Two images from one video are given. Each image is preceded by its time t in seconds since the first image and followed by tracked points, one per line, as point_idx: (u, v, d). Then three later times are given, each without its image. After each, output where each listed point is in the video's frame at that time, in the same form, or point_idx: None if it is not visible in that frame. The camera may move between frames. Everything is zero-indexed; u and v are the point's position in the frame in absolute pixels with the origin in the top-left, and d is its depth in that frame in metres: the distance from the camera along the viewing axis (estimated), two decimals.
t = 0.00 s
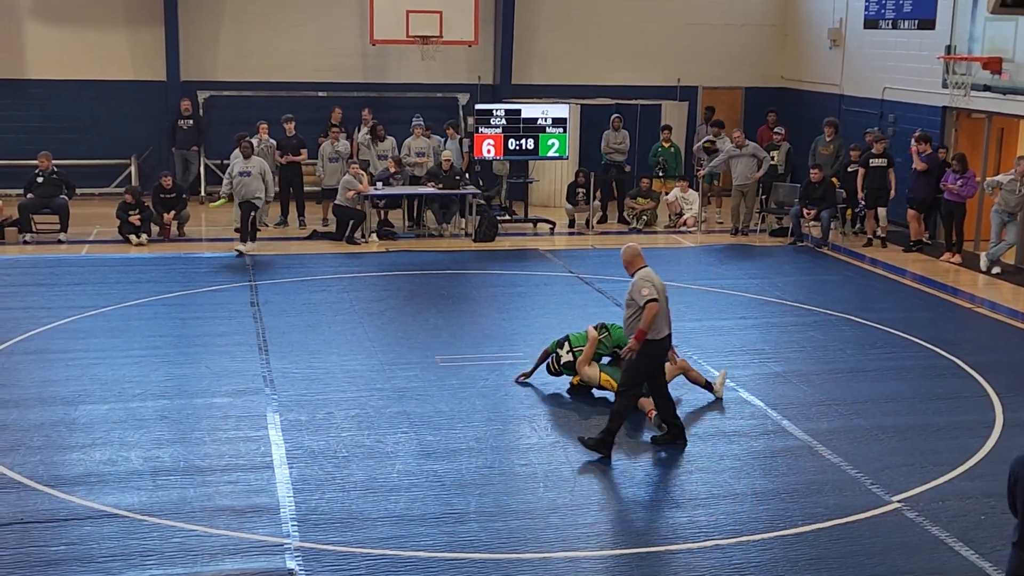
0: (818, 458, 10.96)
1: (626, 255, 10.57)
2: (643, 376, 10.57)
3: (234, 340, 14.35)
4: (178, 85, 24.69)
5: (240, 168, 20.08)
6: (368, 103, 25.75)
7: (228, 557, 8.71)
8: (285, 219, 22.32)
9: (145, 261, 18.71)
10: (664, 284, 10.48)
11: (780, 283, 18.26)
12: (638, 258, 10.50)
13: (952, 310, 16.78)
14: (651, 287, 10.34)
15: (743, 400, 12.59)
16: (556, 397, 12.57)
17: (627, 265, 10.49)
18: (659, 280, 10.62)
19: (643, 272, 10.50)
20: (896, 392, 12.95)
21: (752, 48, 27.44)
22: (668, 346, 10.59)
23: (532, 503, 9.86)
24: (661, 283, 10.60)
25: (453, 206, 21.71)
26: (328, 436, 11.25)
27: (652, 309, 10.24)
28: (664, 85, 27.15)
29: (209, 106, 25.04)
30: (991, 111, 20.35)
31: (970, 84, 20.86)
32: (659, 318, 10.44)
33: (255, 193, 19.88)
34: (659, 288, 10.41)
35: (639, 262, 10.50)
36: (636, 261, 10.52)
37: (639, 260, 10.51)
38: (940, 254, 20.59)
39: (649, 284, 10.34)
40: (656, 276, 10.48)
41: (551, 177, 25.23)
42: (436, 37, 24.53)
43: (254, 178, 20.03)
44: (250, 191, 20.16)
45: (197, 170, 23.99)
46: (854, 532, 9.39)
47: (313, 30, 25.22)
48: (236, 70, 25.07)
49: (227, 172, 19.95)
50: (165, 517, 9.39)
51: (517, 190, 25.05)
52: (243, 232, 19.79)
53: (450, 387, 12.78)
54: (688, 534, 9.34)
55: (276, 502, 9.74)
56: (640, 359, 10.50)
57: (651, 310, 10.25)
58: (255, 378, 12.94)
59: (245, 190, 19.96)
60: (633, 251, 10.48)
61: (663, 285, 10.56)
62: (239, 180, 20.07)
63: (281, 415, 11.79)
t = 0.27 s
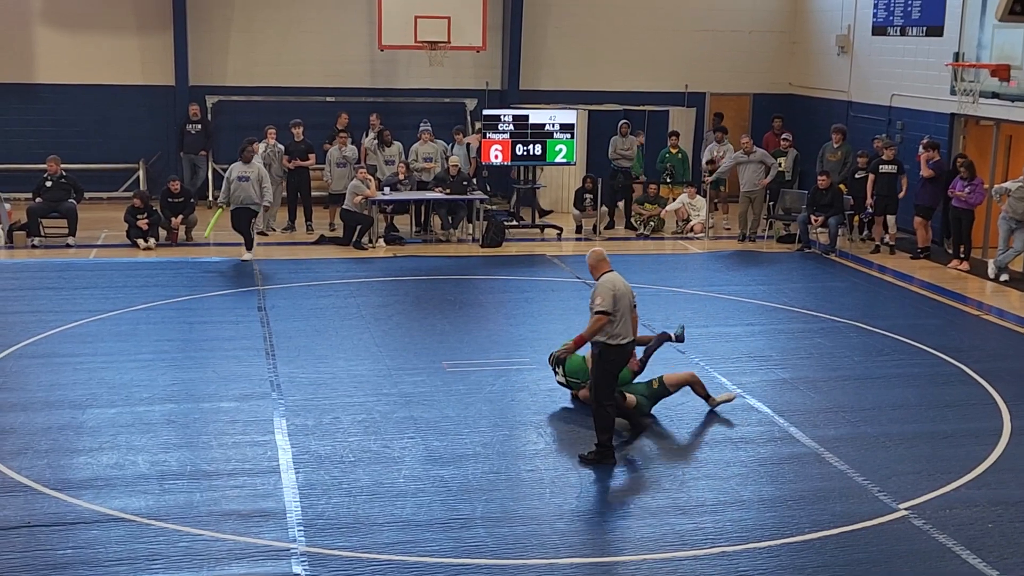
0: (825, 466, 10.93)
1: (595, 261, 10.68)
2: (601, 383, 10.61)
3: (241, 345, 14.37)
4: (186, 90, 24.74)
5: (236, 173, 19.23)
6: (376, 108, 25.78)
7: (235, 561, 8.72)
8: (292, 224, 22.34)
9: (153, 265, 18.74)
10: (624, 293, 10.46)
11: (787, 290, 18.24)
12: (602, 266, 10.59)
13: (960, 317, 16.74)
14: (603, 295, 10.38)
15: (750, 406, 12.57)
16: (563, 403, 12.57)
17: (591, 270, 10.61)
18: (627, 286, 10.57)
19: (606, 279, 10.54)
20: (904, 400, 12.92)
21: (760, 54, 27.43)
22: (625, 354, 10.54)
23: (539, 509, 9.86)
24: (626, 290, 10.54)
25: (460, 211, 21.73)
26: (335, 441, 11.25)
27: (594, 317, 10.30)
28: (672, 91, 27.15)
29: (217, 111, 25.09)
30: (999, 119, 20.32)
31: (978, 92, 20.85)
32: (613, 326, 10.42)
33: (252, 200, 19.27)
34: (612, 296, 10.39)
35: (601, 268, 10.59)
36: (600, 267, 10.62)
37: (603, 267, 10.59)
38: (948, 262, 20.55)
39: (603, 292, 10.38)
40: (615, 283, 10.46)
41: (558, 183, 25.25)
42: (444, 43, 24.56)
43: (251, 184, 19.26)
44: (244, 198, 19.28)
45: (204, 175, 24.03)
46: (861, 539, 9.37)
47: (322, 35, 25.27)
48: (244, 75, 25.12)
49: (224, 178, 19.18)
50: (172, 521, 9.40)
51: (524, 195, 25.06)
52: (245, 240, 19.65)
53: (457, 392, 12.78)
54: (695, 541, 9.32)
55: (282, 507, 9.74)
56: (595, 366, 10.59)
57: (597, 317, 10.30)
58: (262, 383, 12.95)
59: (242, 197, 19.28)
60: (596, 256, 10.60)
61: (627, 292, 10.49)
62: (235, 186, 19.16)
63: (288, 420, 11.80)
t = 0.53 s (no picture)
0: (835, 474, 10.91)
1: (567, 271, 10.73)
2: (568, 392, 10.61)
3: (251, 349, 14.40)
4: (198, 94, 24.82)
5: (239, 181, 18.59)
6: (386, 114, 25.82)
7: (243, 566, 8.73)
8: (302, 229, 22.39)
9: (164, 269, 18.79)
10: (582, 303, 10.43)
11: (797, 298, 18.21)
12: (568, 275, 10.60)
13: (970, 326, 16.69)
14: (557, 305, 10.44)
15: (760, 414, 12.56)
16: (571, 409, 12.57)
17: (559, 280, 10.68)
18: (591, 298, 10.50)
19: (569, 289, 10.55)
20: (914, 409, 12.88)
21: (771, 61, 27.42)
22: (588, 366, 10.43)
23: (547, 516, 9.85)
24: (589, 302, 10.47)
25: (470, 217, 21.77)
26: (344, 446, 11.26)
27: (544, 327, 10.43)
28: (682, 98, 27.15)
29: (229, 116, 25.16)
30: (1010, 127, 20.29)
31: (989, 100, 20.85)
32: (570, 338, 10.44)
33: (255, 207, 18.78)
34: (567, 307, 10.40)
35: (569, 279, 10.59)
36: (570, 277, 10.61)
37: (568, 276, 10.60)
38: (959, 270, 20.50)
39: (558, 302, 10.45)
40: (573, 296, 10.45)
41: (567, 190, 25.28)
42: (455, 49, 24.60)
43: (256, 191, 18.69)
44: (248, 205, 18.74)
45: (215, 180, 24.09)
46: (869, 548, 9.35)
47: (333, 41, 25.33)
48: (256, 80, 25.19)
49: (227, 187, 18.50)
50: (181, 525, 9.42)
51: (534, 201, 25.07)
52: (252, 245, 19.70)
53: (466, 398, 12.79)
54: (704, 548, 9.31)
55: (291, 512, 9.75)
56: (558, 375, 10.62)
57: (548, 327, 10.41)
58: (271, 387, 12.96)
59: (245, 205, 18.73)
60: (565, 265, 10.63)
61: (587, 305, 10.43)
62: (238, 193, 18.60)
63: (297, 425, 11.82)
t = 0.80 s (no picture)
0: (842, 482, 10.89)
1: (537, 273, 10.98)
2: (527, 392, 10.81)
3: (259, 352, 14.43)
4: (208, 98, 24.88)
5: (233, 188, 18.51)
6: (395, 118, 25.85)
7: (249, 569, 8.74)
8: (311, 233, 22.42)
9: (172, 272, 18.83)
10: (542, 304, 10.65)
11: (805, 305, 18.19)
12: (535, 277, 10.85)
13: (979, 335, 16.64)
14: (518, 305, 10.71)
15: (767, 421, 12.54)
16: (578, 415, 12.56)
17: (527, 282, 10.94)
18: (551, 298, 10.70)
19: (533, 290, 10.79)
20: (922, 417, 12.86)
21: (781, 69, 27.41)
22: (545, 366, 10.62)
23: (553, 521, 9.85)
24: (549, 302, 10.68)
25: (478, 222, 21.75)
26: (351, 450, 11.27)
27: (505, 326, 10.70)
28: (692, 105, 27.15)
29: (238, 120, 25.21)
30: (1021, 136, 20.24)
31: (1000, 109, 20.79)
32: (526, 336, 10.72)
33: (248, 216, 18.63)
34: (527, 307, 10.65)
35: (535, 279, 10.86)
36: (536, 278, 10.87)
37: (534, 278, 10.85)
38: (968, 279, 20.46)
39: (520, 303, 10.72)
40: (533, 294, 10.70)
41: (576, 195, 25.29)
42: (465, 54, 24.63)
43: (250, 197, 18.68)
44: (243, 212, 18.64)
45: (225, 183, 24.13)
46: (877, 557, 9.33)
47: (343, 45, 25.38)
48: (266, 83, 25.24)
49: (222, 194, 18.37)
50: (188, 527, 9.43)
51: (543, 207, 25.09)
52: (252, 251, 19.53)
53: (473, 403, 12.79)
54: (710, 556, 9.30)
55: (298, 515, 9.76)
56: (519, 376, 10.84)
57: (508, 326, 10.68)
58: (279, 391, 12.97)
59: (240, 212, 18.56)
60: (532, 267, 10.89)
61: (546, 304, 10.64)
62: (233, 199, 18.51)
63: (305, 428, 11.83)
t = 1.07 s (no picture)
0: (844, 490, 10.88)
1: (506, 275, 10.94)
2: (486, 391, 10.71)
3: (261, 354, 14.43)
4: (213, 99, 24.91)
5: (224, 190, 18.47)
6: (400, 122, 25.86)
7: (249, 571, 8.74)
8: (314, 235, 22.42)
9: (175, 273, 18.83)
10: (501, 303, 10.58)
11: (808, 312, 18.18)
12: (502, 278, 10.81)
13: (981, 344, 16.62)
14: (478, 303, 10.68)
15: (769, 428, 12.53)
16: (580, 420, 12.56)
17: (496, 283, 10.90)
18: (510, 298, 10.61)
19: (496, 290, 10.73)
20: (924, 426, 12.84)
21: (785, 76, 27.42)
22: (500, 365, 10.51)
23: (554, 526, 9.84)
24: (507, 302, 10.59)
25: (482, 226, 21.74)
26: (352, 453, 11.26)
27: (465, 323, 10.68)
28: (696, 111, 27.16)
29: (243, 122, 25.23)
30: None
31: (1005, 117, 20.76)
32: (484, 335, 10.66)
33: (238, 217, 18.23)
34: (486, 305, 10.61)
35: (499, 282, 10.83)
36: (503, 279, 10.84)
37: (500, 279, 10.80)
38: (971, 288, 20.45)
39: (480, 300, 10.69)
40: (492, 293, 10.66)
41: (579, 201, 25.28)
42: (470, 58, 24.65)
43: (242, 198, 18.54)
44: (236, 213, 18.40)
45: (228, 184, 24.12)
46: (877, 565, 9.32)
47: (348, 48, 25.41)
48: (270, 86, 25.27)
49: (213, 193, 18.29)
50: (188, 529, 9.43)
51: (546, 212, 25.09)
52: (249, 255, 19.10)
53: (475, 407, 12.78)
54: (711, 562, 9.29)
55: (298, 518, 9.75)
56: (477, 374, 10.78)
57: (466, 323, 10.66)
58: (281, 393, 12.97)
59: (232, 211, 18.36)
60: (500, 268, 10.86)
61: (503, 304, 10.56)
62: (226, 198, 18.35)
63: (306, 430, 11.83)
